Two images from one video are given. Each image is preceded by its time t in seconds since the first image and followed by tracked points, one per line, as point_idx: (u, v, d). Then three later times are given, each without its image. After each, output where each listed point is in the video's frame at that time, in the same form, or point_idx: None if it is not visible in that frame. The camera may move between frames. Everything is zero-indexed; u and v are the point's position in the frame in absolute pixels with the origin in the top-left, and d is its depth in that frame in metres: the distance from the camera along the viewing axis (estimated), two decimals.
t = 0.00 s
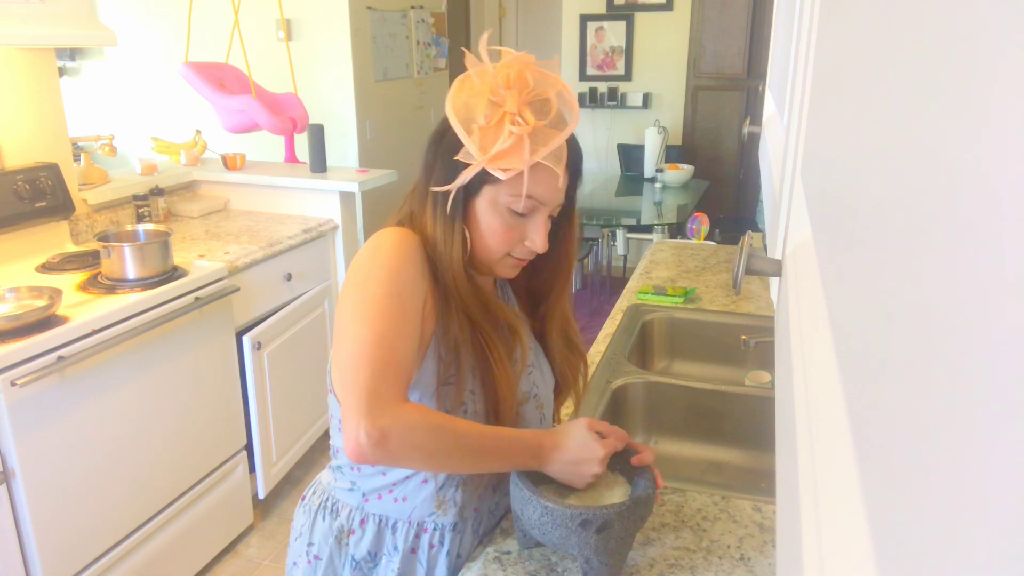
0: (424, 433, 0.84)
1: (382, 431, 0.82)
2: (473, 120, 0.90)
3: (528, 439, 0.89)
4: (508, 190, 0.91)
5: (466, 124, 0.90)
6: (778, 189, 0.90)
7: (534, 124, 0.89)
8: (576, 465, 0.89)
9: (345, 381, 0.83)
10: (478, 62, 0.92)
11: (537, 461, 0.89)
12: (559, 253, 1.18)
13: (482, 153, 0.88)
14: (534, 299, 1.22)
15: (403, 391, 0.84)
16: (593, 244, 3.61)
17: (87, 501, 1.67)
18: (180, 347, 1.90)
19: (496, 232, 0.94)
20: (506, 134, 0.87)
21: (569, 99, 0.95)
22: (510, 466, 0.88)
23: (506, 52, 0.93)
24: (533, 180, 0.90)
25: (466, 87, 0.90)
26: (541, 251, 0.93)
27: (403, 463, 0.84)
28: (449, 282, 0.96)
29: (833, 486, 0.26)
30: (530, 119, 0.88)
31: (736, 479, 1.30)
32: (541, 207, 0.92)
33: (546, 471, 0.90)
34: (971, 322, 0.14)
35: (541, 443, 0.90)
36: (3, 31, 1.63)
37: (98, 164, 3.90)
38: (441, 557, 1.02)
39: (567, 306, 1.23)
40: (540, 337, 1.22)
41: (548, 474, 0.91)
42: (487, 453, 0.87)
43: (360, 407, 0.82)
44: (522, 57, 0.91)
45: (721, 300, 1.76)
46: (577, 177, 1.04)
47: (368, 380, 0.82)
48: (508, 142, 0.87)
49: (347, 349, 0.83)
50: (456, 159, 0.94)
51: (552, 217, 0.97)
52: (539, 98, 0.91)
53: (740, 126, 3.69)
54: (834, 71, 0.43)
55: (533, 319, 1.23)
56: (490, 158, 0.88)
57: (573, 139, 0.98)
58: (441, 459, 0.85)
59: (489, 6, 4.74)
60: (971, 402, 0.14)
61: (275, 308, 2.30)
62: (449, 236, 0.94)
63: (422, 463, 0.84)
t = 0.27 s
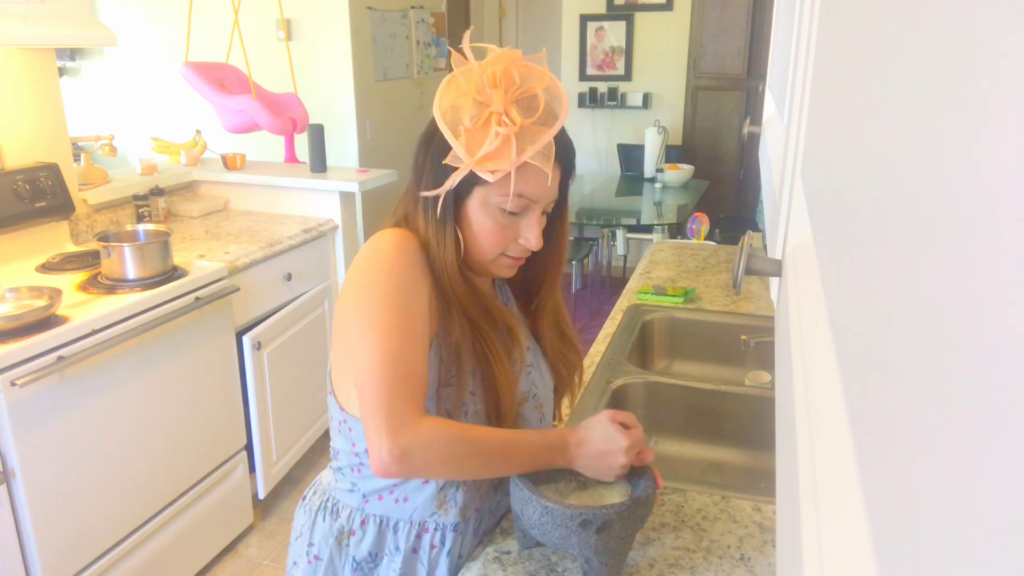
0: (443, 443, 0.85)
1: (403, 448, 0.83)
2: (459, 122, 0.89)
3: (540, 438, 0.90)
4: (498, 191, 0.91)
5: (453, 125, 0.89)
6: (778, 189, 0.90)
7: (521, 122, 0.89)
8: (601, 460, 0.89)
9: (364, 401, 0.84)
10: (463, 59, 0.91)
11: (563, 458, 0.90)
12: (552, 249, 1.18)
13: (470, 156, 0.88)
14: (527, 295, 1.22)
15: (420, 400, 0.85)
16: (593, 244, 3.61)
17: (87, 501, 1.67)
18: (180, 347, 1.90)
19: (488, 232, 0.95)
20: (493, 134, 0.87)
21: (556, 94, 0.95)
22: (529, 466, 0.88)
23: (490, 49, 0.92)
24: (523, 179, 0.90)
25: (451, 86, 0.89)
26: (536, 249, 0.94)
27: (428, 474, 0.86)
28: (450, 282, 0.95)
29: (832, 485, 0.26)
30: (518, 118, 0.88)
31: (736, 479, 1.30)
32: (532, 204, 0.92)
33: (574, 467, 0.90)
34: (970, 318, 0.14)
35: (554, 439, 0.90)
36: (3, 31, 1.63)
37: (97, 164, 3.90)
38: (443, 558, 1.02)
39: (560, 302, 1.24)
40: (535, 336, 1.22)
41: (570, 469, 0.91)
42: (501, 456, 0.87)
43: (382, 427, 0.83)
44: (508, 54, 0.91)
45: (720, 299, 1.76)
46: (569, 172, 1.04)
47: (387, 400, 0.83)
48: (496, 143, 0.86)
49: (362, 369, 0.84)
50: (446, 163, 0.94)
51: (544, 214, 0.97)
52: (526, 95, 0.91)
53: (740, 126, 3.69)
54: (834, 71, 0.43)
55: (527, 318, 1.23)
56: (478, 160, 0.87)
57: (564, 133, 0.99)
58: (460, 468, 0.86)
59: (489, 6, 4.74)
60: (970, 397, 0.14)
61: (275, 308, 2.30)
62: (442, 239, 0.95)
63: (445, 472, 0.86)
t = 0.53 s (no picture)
0: (440, 431, 0.84)
1: (400, 427, 0.82)
2: (466, 123, 0.89)
3: (538, 441, 0.90)
4: (502, 193, 0.91)
5: (459, 126, 0.89)
6: (778, 189, 0.90)
7: (527, 126, 0.88)
8: (586, 466, 0.88)
9: (360, 378, 0.83)
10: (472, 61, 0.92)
11: (549, 463, 0.89)
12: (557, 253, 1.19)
13: (475, 157, 0.88)
14: (531, 298, 1.23)
15: (418, 388, 0.85)
16: (593, 244, 3.61)
17: (87, 501, 1.67)
18: (180, 347, 1.90)
19: (491, 233, 0.94)
20: (498, 136, 0.87)
21: (565, 98, 0.94)
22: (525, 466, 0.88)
23: (501, 51, 0.93)
24: (527, 182, 0.89)
25: (460, 88, 0.90)
26: (539, 252, 0.93)
27: (420, 461, 0.84)
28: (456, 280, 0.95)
29: (833, 486, 0.26)
30: (523, 121, 0.88)
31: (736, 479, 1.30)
32: (537, 207, 0.92)
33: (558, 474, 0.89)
34: (971, 319, 0.14)
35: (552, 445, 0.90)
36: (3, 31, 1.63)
37: (97, 164, 3.90)
38: (445, 555, 1.02)
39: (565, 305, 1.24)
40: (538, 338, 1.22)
41: (556, 475, 0.90)
42: (499, 453, 0.87)
43: (378, 404, 0.81)
44: (517, 57, 0.91)
45: (720, 299, 1.76)
46: (576, 175, 1.04)
47: (386, 376, 0.82)
48: (501, 145, 0.86)
49: (362, 347, 0.84)
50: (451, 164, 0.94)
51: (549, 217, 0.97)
52: (533, 98, 0.91)
53: (740, 126, 3.69)
54: (834, 72, 0.44)
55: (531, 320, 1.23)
56: (482, 162, 0.87)
57: (571, 136, 0.99)
58: (456, 458, 0.85)
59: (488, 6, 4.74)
60: (970, 399, 0.14)
61: (275, 308, 2.30)
62: (447, 238, 0.95)
63: (438, 461, 0.85)
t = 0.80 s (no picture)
0: (441, 428, 0.83)
1: (401, 423, 0.81)
2: (460, 122, 0.90)
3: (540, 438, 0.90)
4: (497, 191, 0.91)
5: (453, 125, 0.90)
6: (778, 189, 0.90)
7: (521, 124, 0.89)
8: (586, 465, 0.89)
9: (360, 378, 0.83)
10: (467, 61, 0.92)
11: (549, 465, 0.89)
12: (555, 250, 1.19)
13: (469, 155, 0.88)
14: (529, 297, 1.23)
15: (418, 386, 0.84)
16: (593, 244, 3.61)
17: (87, 501, 1.67)
18: (180, 347, 1.90)
19: (486, 231, 0.95)
20: (492, 135, 0.87)
21: (559, 96, 0.95)
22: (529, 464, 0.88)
23: (496, 51, 0.93)
24: (520, 180, 0.90)
25: (453, 86, 0.90)
26: (534, 251, 0.94)
27: (421, 457, 0.83)
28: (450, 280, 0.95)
29: (833, 487, 0.26)
30: (517, 119, 0.88)
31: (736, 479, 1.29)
32: (531, 206, 0.92)
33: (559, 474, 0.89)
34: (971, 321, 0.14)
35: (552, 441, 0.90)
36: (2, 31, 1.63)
37: (97, 164, 3.91)
38: (441, 554, 1.02)
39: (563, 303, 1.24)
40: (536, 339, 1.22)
41: (557, 475, 0.90)
42: (501, 451, 0.86)
43: (379, 400, 0.81)
44: (511, 56, 0.91)
45: (720, 299, 1.76)
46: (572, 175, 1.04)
47: (386, 373, 0.81)
48: (494, 143, 0.87)
49: (361, 346, 0.83)
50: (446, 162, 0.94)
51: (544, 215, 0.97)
52: (527, 96, 0.91)
53: (740, 126, 3.69)
54: (834, 71, 0.43)
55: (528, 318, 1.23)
56: (476, 160, 0.88)
57: (567, 136, 0.99)
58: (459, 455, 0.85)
59: (489, 6, 4.74)
60: (971, 404, 0.14)
61: (275, 308, 2.30)
62: (443, 238, 0.95)
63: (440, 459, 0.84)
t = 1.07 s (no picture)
0: (438, 430, 0.83)
1: (396, 427, 0.81)
2: (459, 118, 0.90)
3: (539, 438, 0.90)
4: (497, 185, 0.91)
5: (453, 121, 0.90)
6: (778, 189, 0.90)
7: (520, 118, 0.89)
8: (588, 464, 0.89)
9: (356, 382, 0.83)
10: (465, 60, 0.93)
11: (548, 463, 0.89)
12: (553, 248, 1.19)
13: (469, 150, 0.88)
14: (527, 296, 1.23)
15: (413, 387, 0.84)
16: (593, 244, 3.62)
17: (87, 501, 1.67)
18: (180, 347, 1.90)
19: (485, 227, 0.94)
20: (492, 129, 0.87)
21: (556, 94, 0.95)
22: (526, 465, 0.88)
23: (493, 50, 0.94)
24: (520, 175, 0.90)
25: (452, 83, 0.91)
26: (534, 246, 0.93)
27: (417, 459, 0.84)
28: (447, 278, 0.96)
29: (833, 487, 0.26)
30: (517, 114, 0.89)
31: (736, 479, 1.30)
32: (531, 201, 0.92)
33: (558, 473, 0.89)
34: (971, 324, 0.14)
35: (551, 442, 0.90)
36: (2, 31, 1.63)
37: (97, 163, 3.90)
38: (442, 554, 1.02)
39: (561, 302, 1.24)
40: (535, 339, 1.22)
41: (556, 475, 0.90)
42: (497, 452, 0.87)
43: (374, 404, 0.81)
44: (508, 54, 0.92)
45: (720, 300, 1.76)
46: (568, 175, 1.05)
47: (382, 376, 0.82)
48: (495, 137, 0.87)
49: (356, 350, 0.83)
50: (446, 159, 0.94)
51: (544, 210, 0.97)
52: (526, 93, 0.91)
53: (740, 126, 3.69)
54: (834, 71, 0.44)
55: (526, 317, 1.23)
56: (477, 154, 0.88)
57: (564, 134, 0.99)
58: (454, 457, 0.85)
59: (489, 6, 4.74)
60: (973, 408, 0.14)
61: (275, 308, 2.30)
62: (442, 234, 0.95)
63: (437, 460, 0.84)
